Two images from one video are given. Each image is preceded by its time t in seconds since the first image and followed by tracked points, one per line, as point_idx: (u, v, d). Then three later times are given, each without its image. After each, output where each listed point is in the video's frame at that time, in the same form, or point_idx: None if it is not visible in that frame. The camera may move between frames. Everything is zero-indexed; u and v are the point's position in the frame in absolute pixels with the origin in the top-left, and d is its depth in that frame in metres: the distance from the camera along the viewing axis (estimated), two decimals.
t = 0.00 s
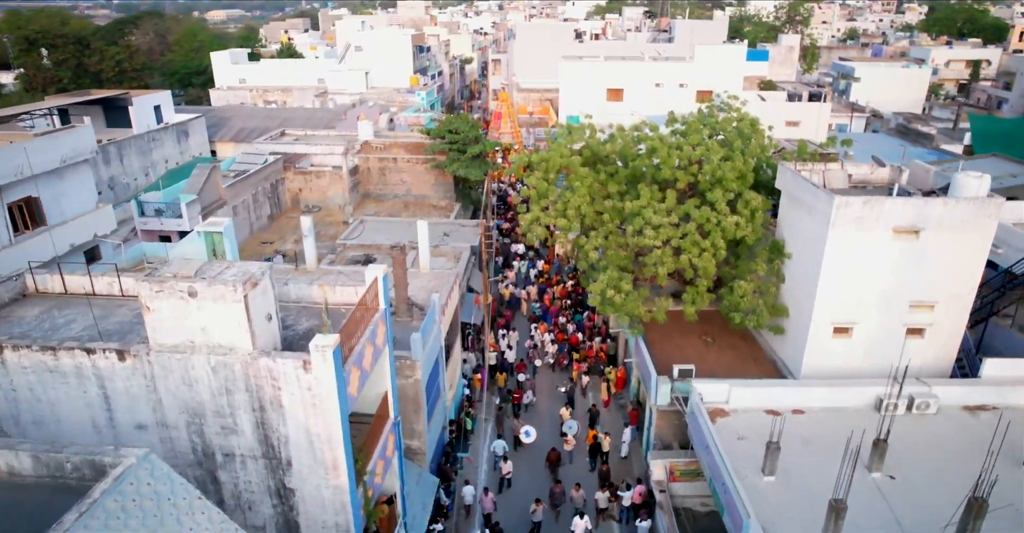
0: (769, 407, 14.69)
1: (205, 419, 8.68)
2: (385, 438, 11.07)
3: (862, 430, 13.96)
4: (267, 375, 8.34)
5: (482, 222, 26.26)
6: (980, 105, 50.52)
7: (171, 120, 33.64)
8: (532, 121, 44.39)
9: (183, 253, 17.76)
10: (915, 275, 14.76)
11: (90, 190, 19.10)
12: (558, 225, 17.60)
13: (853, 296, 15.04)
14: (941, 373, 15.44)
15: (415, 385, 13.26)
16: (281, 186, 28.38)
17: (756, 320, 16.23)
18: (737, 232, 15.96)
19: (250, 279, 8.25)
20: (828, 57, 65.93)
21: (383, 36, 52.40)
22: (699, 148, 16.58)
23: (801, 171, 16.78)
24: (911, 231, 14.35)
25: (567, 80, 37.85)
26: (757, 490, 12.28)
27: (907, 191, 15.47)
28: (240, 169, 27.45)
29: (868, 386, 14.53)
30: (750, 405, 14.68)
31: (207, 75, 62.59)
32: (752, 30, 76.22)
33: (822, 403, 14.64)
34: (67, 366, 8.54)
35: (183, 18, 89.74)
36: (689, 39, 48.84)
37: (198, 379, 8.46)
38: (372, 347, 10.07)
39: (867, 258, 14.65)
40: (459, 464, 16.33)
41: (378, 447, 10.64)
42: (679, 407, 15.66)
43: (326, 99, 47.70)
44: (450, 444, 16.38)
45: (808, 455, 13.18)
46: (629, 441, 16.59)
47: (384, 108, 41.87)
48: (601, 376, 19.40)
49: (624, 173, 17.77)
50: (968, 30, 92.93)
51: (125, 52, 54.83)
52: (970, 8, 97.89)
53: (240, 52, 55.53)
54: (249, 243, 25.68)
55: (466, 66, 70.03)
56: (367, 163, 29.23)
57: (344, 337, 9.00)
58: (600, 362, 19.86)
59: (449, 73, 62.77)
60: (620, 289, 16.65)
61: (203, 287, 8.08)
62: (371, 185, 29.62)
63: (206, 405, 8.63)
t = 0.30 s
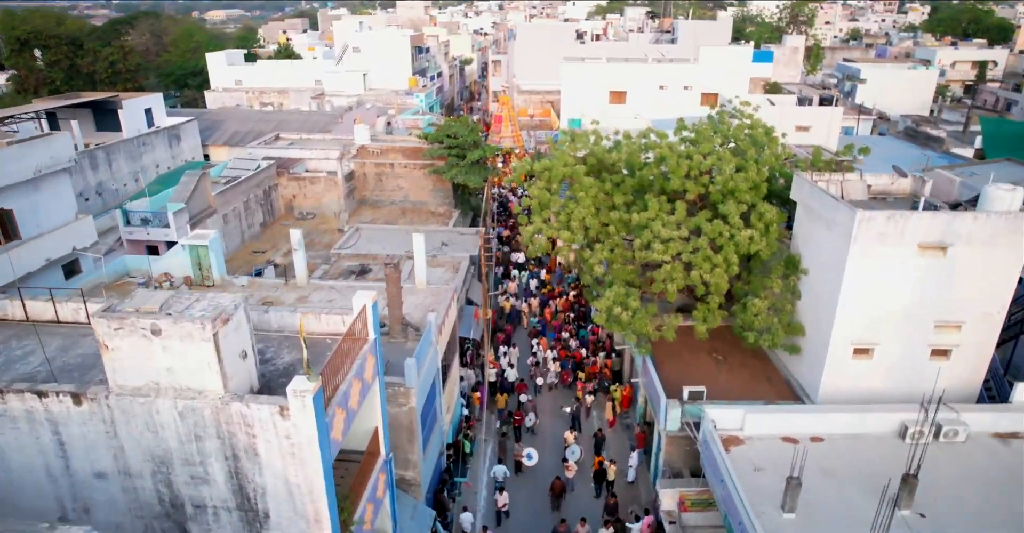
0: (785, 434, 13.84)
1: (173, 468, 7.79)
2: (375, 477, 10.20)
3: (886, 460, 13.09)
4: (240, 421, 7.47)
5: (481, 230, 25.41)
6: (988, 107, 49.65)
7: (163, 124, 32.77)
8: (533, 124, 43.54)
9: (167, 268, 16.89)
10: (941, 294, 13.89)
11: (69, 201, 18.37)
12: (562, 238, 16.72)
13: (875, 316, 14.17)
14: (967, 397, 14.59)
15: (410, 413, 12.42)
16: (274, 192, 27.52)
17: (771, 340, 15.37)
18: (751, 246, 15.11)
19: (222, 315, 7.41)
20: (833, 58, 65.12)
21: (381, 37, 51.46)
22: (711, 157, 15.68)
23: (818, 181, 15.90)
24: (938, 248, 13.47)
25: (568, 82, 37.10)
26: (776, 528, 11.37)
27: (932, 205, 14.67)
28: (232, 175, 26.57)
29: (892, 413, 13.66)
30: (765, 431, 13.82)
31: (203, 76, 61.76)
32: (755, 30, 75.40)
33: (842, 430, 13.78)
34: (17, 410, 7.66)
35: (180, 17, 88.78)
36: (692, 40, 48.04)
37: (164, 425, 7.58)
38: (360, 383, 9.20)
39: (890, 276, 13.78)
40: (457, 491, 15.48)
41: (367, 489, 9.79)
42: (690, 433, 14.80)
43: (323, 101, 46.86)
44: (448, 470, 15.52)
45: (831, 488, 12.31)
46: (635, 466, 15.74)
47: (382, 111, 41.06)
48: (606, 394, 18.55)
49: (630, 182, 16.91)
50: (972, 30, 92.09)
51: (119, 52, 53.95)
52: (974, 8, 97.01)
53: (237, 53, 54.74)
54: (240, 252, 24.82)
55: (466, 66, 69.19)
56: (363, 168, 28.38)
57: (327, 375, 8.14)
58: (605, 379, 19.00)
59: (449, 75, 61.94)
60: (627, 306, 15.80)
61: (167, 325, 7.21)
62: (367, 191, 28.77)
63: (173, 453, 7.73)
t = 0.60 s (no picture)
0: (802, 462, 12.97)
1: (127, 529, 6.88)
2: (361, 522, 9.31)
3: (912, 492, 12.21)
4: (204, 478, 6.58)
5: (478, 239, 24.55)
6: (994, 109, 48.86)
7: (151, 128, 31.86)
8: (532, 126, 42.72)
9: (145, 283, 15.96)
10: (968, 313, 13.01)
11: (43, 213, 17.71)
12: (563, 251, 15.82)
13: (898, 337, 13.29)
14: (995, 422, 13.75)
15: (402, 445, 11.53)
16: (264, 199, 26.61)
17: (786, 361, 14.52)
18: (765, 261, 14.24)
19: (184, 357, 6.54)
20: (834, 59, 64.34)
21: (377, 38, 50.57)
22: (721, 166, 14.79)
23: (833, 191, 15.07)
24: (966, 265, 12.60)
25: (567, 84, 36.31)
26: None
27: (959, 218, 13.76)
28: (220, 181, 25.64)
29: (917, 440, 12.79)
30: (781, 460, 12.95)
31: (196, 77, 60.87)
32: (756, 30, 74.64)
33: (863, 458, 12.90)
34: None
35: (174, 17, 87.84)
36: (693, 41, 47.23)
37: (116, 482, 6.68)
38: (341, 425, 8.30)
39: (916, 294, 12.88)
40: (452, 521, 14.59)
41: None
42: (700, 460, 13.94)
43: (317, 103, 45.97)
44: (442, 499, 14.62)
45: (855, 525, 11.44)
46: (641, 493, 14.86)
47: (377, 113, 40.18)
48: (609, 414, 17.67)
49: (635, 192, 16.03)
50: (974, 30, 91.39)
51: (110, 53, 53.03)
52: (975, 7, 96.33)
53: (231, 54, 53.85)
54: (228, 261, 23.91)
55: (464, 67, 68.30)
56: (356, 174, 27.49)
57: (303, 421, 7.27)
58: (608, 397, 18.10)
59: (446, 76, 61.09)
60: (633, 325, 14.93)
61: (117, 372, 6.31)
62: (360, 198, 27.87)
63: (127, 513, 6.83)
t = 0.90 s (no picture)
0: (823, 497, 12.10)
1: None
2: None
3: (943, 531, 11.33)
4: None
5: (476, 249, 23.68)
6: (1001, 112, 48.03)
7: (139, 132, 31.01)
8: (531, 129, 41.87)
9: (123, 300, 15.02)
10: (1001, 337, 12.12)
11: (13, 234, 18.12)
12: (566, 266, 14.92)
13: (925, 362, 12.39)
14: None
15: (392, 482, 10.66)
16: (254, 206, 25.73)
17: (802, 386, 13.63)
18: (780, 278, 13.38)
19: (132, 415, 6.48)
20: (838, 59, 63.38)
21: (373, 38, 49.67)
22: (734, 176, 13.88)
23: (852, 204, 14.20)
24: (999, 285, 11.71)
25: (567, 86, 35.46)
26: None
27: (990, 235, 12.84)
28: (209, 189, 24.74)
29: (946, 474, 11.91)
30: (800, 494, 12.07)
31: (190, 78, 59.87)
32: (758, 31, 73.76)
33: (890, 493, 12.02)
34: None
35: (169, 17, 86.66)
36: (695, 42, 46.38)
37: None
38: (319, 479, 7.44)
39: (947, 317, 11.99)
40: None
41: None
42: (713, 492, 13.12)
43: (312, 104, 45.07)
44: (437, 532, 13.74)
45: None
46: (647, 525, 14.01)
47: (373, 116, 39.30)
48: (614, 436, 16.76)
49: (643, 204, 15.14)
50: (977, 30, 90.52)
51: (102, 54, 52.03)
52: (978, 7, 95.36)
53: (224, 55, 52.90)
54: (216, 272, 23.03)
55: (462, 68, 67.37)
56: (349, 180, 26.63)
57: (274, 479, 6.50)
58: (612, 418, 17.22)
59: (444, 77, 60.16)
60: (638, 346, 14.05)
61: (51, 439, 6.20)
62: (354, 204, 27.00)
63: None
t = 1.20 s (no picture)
0: None
1: None
2: None
3: None
4: None
5: (470, 260, 22.77)
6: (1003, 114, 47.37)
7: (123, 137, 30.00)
8: (527, 132, 40.99)
9: (92, 322, 14.04)
10: None
11: None
12: (565, 284, 13.99)
13: (951, 391, 11.52)
14: None
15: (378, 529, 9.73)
16: (240, 215, 24.77)
17: (818, 414, 12.72)
18: (795, 299, 12.47)
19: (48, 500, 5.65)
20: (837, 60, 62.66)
21: (366, 39, 48.68)
22: (745, 189, 12.96)
23: (869, 217, 13.32)
24: None
25: (564, 88, 34.58)
26: None
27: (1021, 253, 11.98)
28: (192, 197, 23.76)
29: (978, 512, 11.03)
30: None
31: (180, 80, 58.77)
32: (756, 31, 73.00)
33: None
34: None
35: (159, 18, 85.40)
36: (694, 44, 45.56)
37: None
38: None
39: (978, 342, 11.11)
40: None
41: None
42: (724, 529, 12.24)
43: (304, 107, 44.07)
44: None
45: None
46: None
47: (365, 119, 38.37)
48: (616, 461, 15.85)
49: (647, 218, 14.21)
50: (975, 30, 89.92)
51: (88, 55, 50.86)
52: (976, 7, 94.76)
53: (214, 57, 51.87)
54: (199, 285, 22.06)
55: (457, 69, 66.42)
56: (339, 187, 25.72)
57: None
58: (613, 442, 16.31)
59: (439, 78, 59.23)
60: (643, 370, 13.12)
61: None
62: (344, 212, 26.08)
63: None
